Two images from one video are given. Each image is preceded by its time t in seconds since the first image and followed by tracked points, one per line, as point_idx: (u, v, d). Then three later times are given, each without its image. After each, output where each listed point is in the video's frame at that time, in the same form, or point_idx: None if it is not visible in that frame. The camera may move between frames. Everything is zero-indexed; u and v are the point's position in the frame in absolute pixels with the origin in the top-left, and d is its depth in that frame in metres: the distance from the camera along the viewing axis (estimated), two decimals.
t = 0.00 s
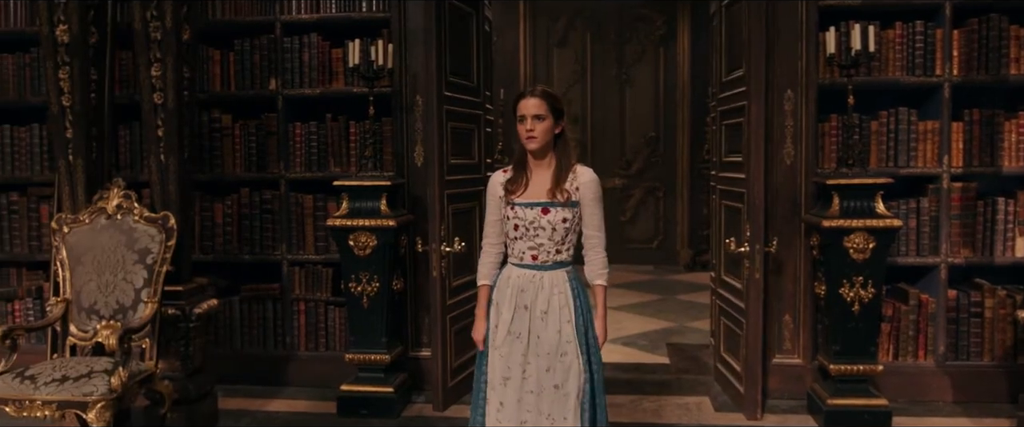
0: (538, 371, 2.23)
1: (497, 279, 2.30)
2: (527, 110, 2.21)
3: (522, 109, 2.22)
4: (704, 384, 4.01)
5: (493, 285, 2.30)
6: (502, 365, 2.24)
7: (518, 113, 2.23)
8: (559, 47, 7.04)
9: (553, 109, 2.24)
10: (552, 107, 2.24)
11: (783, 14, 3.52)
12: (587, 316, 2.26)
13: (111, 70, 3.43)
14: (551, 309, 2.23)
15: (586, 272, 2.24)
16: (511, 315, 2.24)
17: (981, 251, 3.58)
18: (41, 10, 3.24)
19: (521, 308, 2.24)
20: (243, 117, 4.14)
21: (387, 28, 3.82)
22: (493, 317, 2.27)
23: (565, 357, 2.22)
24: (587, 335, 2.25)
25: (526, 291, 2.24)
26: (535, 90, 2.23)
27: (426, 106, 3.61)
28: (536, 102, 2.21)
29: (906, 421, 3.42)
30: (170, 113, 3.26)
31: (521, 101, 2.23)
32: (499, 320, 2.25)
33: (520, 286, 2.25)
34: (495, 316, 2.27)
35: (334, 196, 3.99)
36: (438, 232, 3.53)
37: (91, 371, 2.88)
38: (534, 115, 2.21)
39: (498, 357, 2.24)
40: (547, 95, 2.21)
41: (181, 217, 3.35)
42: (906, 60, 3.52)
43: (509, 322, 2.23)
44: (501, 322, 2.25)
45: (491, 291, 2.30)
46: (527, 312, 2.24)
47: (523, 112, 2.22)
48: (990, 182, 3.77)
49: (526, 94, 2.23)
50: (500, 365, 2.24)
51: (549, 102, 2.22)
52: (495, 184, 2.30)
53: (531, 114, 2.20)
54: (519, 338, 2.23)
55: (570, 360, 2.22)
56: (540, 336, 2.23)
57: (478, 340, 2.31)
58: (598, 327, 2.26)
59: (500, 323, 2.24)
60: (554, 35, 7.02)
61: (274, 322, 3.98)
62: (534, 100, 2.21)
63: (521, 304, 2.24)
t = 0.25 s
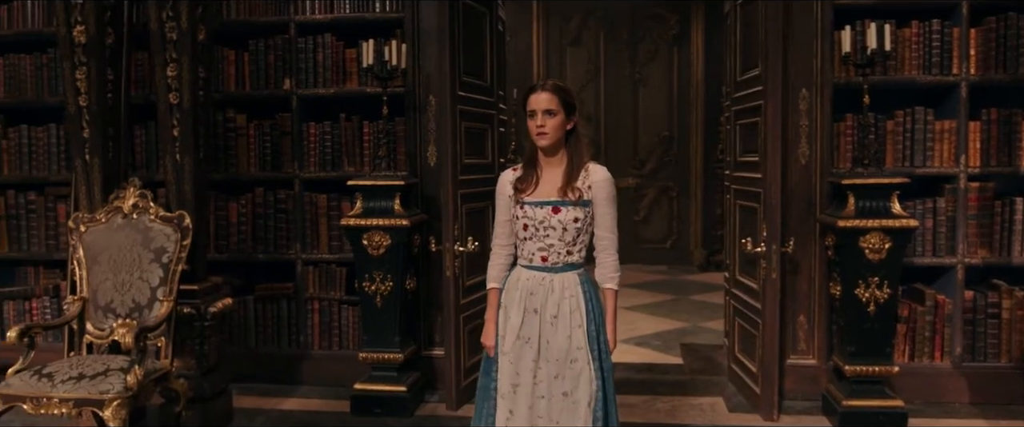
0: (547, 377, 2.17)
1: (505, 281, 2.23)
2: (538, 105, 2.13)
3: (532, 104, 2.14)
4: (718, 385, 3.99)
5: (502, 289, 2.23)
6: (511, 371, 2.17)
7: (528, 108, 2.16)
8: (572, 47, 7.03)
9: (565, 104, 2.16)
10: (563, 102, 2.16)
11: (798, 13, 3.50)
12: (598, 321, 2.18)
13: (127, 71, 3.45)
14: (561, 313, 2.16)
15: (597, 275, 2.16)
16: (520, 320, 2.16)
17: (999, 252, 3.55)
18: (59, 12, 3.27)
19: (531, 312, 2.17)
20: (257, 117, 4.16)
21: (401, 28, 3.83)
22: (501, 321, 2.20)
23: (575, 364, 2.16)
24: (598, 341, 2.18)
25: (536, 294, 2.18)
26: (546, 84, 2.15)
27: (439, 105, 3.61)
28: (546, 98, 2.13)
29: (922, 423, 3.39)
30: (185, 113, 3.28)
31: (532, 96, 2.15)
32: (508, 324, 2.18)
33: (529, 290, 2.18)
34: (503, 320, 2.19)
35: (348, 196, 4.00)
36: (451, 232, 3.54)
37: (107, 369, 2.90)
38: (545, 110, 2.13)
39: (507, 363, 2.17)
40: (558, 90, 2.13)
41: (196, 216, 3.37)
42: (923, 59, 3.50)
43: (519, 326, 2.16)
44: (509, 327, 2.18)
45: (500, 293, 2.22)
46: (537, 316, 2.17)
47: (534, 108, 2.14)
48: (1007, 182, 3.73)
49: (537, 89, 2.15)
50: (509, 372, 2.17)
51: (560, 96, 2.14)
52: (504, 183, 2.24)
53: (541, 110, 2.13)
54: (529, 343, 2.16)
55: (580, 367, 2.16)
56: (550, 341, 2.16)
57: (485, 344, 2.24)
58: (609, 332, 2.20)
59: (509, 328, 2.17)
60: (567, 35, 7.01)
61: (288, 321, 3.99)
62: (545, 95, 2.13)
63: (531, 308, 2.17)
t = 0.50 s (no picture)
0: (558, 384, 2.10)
1: (514, 285, 2.18)
2: (547, 103, 2.09)
3: (541, 101, 2.10)
4: (731, 385, 3.98)
5: (509, 292, 2.19)
6: (521, 378, 2.08)
7: (536, 106, 2.12)
8: (584, 46, 7.02)
9: (575, 102, 2.12)
10: (573, 99, 2.11)
11: (812, 12, 3.48)
12: (610, 327, 2.12)
13: (142, 71, 3.47)
14: (572, 318, 2.11)
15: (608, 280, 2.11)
16: (530, 324, 2.10)
17: (1015, 252, 3.52)
18: (75, 12, 3.29)
19: (541, 317, 2.11)
20: (271, 117, 4.18)
21: (413, 28, 3.84)
22: (510, 326, 2.13)
23: (586, 371, 2.10)
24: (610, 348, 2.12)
25: (546, 298, 2.12)
26: (555, 81, 2.11)
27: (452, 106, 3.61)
28: (555, 95, 2.09)
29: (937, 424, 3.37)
30: (199, 113, 3.30)
31: (540, 93, 2.11)
32: (517, 329, 2.11)
33: (540, 294, 2.12)
34: (512, 324, 2.12)
35: (361, 195, 4.02)
36: (464, 232, 3.55)
37: (122, 367, 2.92)
38: (554, 107, 2.09)
39: (517, 369, 2.09)
40: (568, 87, 2.09)
41: (211, 216, 3.39)
42: (938, 58, 3.47)
43: (529, 331, 2.09)
44: (519, 332, 2.10)
45: (508, 297, 2.17)
46: (547, 321, 2.11)
47: (542, 105, 2.10)
48: None
49: (545, 86, 2.11)
50: (519, 379, 2.08)
51: (569, 94, 2.10)
52: (513, 183, 2.19)
53: (550, 107, 2.09)
54: (539, 350, 2.09)
55: (591, 373, 2.09)
56: (560, 347, 2.10)
57: (493, 351, 2.17)
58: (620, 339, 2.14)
59: (519, 333, 2.10)
60: (579, 34, 7.01)
61: (301, 320, 4.01)
62: (554, 92, 2.09)
63: (541, 313, 2.11)
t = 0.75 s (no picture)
0: (567, 391, 2.06)
1: (521, 289, 2.14)
2: (554, 102, 2.06)
3: (548, 100, 2.07)
4: (743, 386, 3.97)
5: (515, 295, 2.16)
6: (528, 384, 2.06)
7: (543, 105, 2.09)
8: (595, 46, 7.01)
9: (582, 101, 2.09)
10: (580, 98, 2.08)
11: (825, 11, 3.46)
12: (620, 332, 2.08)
13: (155, 71, 3.49)
14: (582, 323, 2.07)
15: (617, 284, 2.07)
16: (538, 329, 2.07)
17: None
18: (89, 13, 3.32)
19: (549, 321, 2.08)
20: (283, 117, 4.19)
21: (425, 28, 3.84)
22: (517, 330, 2.10)
23: (597, 377, 2.06)
24: (620, 354, 2.08)
25: (555, 303, 2.08)
26: (563, 80, 2.08)
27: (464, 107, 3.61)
28: (563, 94, 2.06)
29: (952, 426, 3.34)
30: (213, 113, 3.31)
31: (547, 92, 2.08)
32: (525, 334, 2.08)
33: (548, 298, 2.09)
34: (519, 329, 2.09)
35: (373, 195, 4.02)
36: (476, 232, 3.55)
37: (136, 366, 2.93)
38: (561, 107, 2.06)
39: (525, 375, 2.06)
40: (575, 86, 2.06)
41: (223, 215, 3.40)
42: (953, 57, 3.45)
43: (537, 336, 2.06)
44: (527, 337, 2.07)
45: (515, 301, 2.14)
46: (556, 326, 2.07)
47: (549, 104, 2.07)
48: None
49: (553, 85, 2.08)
50: (527, 384, 2.05)
51: (577, 92, 2.07)
52: (519, 186, 2.15)
53: (558, 106, 2.05)
54: (547, 355, 2.06)
55: (602, 380, 2.06)
56: (570, 353, 2.06)
57: (498, 356, 2.13)
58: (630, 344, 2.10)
59: (527, 338, 2.07)
60: (590, 34, 7.00)
61: (313, 320, 4.02)
62: (561, 91, 2.06)
63: (549, 317, 2.08)
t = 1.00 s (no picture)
0: (581, 399, 1.96)
1: (530, 295, 2.04)
2: (564, 103, 1.95)
3: (557, 102, 1.96)
4: (760, 388, 3.94)
5: (524, 302, 2.06)
6: (540, 393, 1.96)
7: (552, 106, 1.98)
8: (611, 46, 7.00)
9: (594, 102, 1.98)
10: (592, 99, 1.97)
11: (844, 10, 3.44)
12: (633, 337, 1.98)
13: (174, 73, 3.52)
14: (593, 328, 1.96)
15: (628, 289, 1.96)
16: (548, 336, 1.96)
17: None
18: (109, 15, 3.35)
19: (560, 328, 1.97)
20: (300, 118, 4.21)
21: (441, 29, 3.85)
22: (527, 338, 2.00)
23: (611, 384, 1.96)
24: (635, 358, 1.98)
25: (565, 308, 1.98)
26: (573, 80, 1.98)
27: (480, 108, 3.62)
28: (573, 95, 1.95)
29: None
30: (230, 114, 3.34)
31: (557, 93, 1.97)
32: (535, 341, 1.97)
33: (558, 303, 1.98)
34: (529, 336, 1.99)
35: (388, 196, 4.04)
36: (492, 232, 3.55)
37: (155, 365, 2.96)
38: (572, 108, 1.95)
39: (537, 384, 1.96)
40: (586, 87, 1.95)
41: (241, 216, 3.42)
42: (973, 57, 3.41)
43: (548, 344, 1.96)
44: (538, 344, 1.97)
45: (524, 307, 2.04)
46: (568, 333, 1.97)
47: (559, 106, 1.96)
48: None
49: (562, 85, 1.97)
50: (539, 394, 1.95)
51: (588, 94, 1.96)
52: (527, 188, 2.04)
53: (568, 108, 1.95)
54: (559, 363, 1.96)
55: (617, 386, 1.96)
56: (582, 360, 1.96)
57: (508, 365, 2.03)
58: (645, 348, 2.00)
59: (537, 345, 1.97)
60: (606, 34, 6.98)
61: (330, 320, 4.04)
62: (572, 92, 1.95)
63: (560, 323, 1.97)
